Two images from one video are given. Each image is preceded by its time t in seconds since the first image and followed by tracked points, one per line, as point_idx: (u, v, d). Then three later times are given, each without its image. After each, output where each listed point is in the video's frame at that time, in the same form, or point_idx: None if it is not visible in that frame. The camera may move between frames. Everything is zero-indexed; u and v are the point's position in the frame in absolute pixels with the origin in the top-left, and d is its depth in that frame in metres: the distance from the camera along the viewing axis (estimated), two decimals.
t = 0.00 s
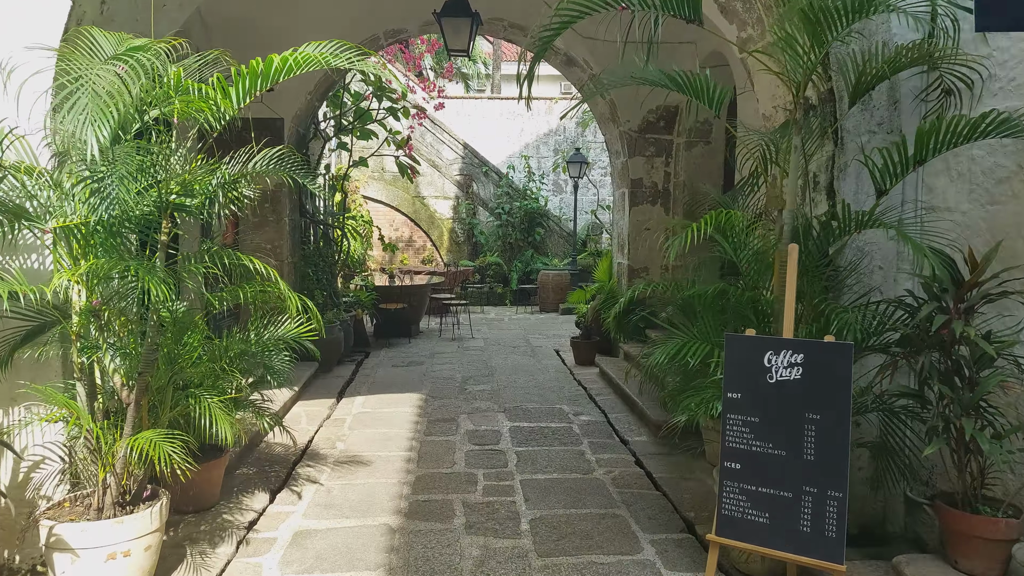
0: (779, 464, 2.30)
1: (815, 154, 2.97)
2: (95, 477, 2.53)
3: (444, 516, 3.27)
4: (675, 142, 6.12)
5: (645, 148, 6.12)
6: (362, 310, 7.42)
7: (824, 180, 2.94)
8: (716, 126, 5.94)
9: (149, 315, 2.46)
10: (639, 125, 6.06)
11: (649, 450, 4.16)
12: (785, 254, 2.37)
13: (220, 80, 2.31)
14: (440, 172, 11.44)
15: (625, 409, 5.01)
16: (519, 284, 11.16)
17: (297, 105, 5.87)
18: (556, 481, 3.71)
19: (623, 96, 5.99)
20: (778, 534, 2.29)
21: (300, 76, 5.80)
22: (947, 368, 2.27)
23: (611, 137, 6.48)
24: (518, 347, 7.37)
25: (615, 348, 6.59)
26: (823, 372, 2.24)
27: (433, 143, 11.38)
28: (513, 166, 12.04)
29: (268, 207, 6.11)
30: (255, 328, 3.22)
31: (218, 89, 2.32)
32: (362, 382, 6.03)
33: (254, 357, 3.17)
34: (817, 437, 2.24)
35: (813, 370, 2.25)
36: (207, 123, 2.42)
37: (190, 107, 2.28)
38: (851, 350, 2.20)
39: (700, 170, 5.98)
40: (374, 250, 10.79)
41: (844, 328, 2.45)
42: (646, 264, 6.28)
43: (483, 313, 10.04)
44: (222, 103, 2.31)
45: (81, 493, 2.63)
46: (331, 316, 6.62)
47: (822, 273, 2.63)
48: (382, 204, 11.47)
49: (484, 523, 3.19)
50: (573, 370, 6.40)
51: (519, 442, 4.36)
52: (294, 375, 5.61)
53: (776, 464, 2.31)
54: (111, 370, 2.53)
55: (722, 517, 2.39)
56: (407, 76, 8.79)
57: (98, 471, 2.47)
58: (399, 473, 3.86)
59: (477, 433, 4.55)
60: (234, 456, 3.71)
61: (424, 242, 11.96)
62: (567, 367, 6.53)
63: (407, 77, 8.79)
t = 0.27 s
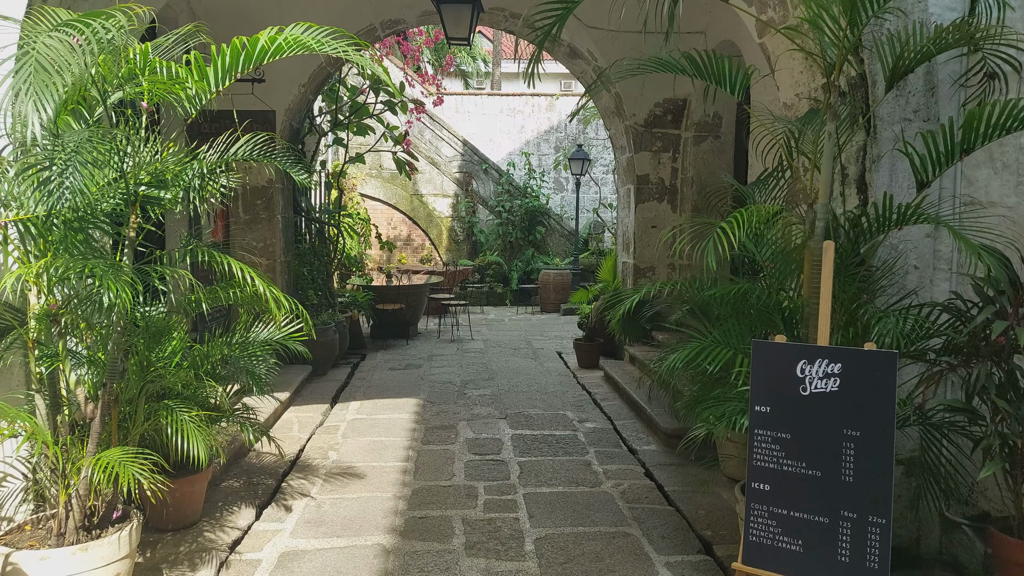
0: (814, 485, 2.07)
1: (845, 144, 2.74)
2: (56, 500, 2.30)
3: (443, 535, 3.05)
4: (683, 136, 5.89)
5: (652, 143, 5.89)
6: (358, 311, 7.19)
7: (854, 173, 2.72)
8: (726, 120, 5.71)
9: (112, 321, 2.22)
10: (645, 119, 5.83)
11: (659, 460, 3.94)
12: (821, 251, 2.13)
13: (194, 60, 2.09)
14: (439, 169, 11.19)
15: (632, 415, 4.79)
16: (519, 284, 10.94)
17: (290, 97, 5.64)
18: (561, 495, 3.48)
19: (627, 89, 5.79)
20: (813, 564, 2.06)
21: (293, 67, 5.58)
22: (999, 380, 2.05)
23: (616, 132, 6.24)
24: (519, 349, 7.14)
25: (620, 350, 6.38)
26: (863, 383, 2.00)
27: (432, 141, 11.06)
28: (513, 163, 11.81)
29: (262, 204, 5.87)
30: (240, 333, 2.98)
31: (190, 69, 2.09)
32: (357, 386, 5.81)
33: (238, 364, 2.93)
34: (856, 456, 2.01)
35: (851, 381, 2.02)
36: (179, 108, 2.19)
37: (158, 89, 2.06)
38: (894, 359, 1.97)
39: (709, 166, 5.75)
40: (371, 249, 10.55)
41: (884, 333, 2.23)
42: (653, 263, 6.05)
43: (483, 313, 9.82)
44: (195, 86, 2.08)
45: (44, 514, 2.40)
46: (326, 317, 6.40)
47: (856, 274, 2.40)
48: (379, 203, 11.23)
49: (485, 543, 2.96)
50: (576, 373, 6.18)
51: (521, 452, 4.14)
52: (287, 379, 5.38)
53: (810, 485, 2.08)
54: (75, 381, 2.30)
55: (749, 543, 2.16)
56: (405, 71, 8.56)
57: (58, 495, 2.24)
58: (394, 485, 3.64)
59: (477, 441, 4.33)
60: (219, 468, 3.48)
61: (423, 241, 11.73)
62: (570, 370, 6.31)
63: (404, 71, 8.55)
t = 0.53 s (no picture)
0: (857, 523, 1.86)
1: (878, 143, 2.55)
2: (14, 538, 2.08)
3: (443, 564, 2.82)
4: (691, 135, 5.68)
5: (659, 142, 5.67)
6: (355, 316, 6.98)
7: (889, 175, 2.54)
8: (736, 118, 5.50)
9: (73, 337, 2.04)
10: (652, 117, 5.62)
11: (672, 477, 3.72)
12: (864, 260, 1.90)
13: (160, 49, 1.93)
14: (438, 170, 10.97)
15: (641, 428, 4.57)
16: (520, 286, 10.73)
17: (282, 95, 5.42)
18: (569, 517, 3.26)
19: (633, 86, 5.56)
20: None
21: (286, 63, 5.37)
22: None
23: (621, 131, 6.03)
24: (520, 355, 6.93)
25: (625, 356, 6.17)
26: (912, 409, 1.79)
27: (431, 140, 10.89)
28: (513, 163, 11.59)
29: (254, 207, 5.65)
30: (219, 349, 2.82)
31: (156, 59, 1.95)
32: (354, 395, 5.59)
33: (216, 382, 2.77)
34: (905, 492, 1.79)
35: (898, 407, 1.80)
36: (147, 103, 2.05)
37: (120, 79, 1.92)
38: (949, 382, 1.75)
39: (718, 166, 5.53)
40: (369, 251, 10.33)
41: (933, 352, 2.02)
42: (660, 267, 5.84)
43: (483, 316, 9.61)
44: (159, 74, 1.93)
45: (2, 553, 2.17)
46: (322, 323, 6.18)
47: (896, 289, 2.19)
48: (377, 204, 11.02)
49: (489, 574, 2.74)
50: (581, 381, 5.96)
51: (526, 468, 3.92)
52: (280, 389, 5.17)
53: (852, 523, 1.86)
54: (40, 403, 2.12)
55: None
56: (403, 69, 8.34)
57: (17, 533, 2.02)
58: (391, 506, 3.42)
59: (479, 456, 4.11)
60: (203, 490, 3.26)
61: (422, 243, 11.51)
62: (574, 378, 6.10)
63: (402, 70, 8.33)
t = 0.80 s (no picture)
0: (912, 553, 1.67)
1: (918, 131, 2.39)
2: None
3: None
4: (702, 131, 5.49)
5: (669, 138, 5.48)
6: (354, 317, 6.79)
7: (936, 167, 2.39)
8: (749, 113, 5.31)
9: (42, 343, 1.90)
10: (662, 112, 5.43)
11: (688, 489, 3.53)
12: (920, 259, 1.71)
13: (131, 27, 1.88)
14: (440, 168, 10.78)
15: (653, 435, 4.38)
16: (522, 287, 10.53)
17: (278, 88, 5.22)
18: (581, 533, 3.07)
19: (643, 80, 5.38)
20: None
21: (283, 56, 5.18)
22: None
23: (630, 126, 5.84)
24: (524, 358, 6.74)
25: (633, 360, 5.98)
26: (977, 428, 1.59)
27: (432, 138, 10.70)
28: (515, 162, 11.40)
29: (250, 205, 5.41)
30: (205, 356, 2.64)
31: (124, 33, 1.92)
32: (353, 400, 5.40)
33: (204, 392, 2.58)
34: (968, 521, 1.60)
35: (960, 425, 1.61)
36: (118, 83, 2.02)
37: (89, 57, 1.87)
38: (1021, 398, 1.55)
39: (730, 163, 5.35)
40: (368, 251, 10.14)
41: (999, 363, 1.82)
42: (669, 267, 5.64)
43: (485, 318, 9.41)
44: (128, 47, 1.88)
45: None
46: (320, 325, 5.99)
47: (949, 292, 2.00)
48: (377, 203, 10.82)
49: None
50: (588, 385, 5.77)
51: (533, 479, 3.72)
52: (276, 393, 4.98)
53: (907, 553, 1.68)
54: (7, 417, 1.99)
55: None
56: (404, 64, 8.14)
57: None
58: (392, 521, 3.22)
59: (483, 466, 3.91)
60: (193, 504, 3.07)
61: (422, 242, 11.31)
62: (580, 382, 5.91)
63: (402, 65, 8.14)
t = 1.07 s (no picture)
0: None
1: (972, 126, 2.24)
2: None
3: None
4: (714, 129, 5.32)
5: (680, 136, 5.31)
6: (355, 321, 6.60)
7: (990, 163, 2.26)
8: (763, 110, 5.13)
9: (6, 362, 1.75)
10: (672, 109, 5.26)
11: (708, 506, 3.33)
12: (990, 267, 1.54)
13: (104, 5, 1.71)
14: (441, 168, 10.59)
15: (666, 446, 4.19)
16: (526, 289, 10.35)
17: (275, 84, 5.02)
18: (596, 556, 2.87)
19: (654, 75, 5.19)
20: None
21: (280, 51, 4.99)
22: None
23: (639, 125, 5.66)
24: (529, 362, 6.55)
25: (642, 365, 5.80)
26: None
27: (433, 137, 10.51)
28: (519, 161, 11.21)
29: (247, 206, 5.22)
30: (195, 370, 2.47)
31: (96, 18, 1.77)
32: (353, 407, 5.21)
33: (194, 408, 2.42)
34: None
35: None
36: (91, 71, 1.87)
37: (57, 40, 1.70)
38: None
39: (744, 161, 5.16)
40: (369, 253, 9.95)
41: None
42: (679, 270, 5.47)
43: (489, 320, 9.23)
44: (102, 30, 1.72)
45: None
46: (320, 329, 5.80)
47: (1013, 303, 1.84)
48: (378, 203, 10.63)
49: None
50: (596, 391, 5.58)
51: (543, 494, 3.53)
52: (274, 401, 4.79)
53: None
54: None
55: None
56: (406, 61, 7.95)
57: None
58: (394, 542, 3.03)
59: (490, 480, 3.73)
60: (182, 525, 2.88)
61: (424, 243, 11.12)
62: (588, 388, 5.73)
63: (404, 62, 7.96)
